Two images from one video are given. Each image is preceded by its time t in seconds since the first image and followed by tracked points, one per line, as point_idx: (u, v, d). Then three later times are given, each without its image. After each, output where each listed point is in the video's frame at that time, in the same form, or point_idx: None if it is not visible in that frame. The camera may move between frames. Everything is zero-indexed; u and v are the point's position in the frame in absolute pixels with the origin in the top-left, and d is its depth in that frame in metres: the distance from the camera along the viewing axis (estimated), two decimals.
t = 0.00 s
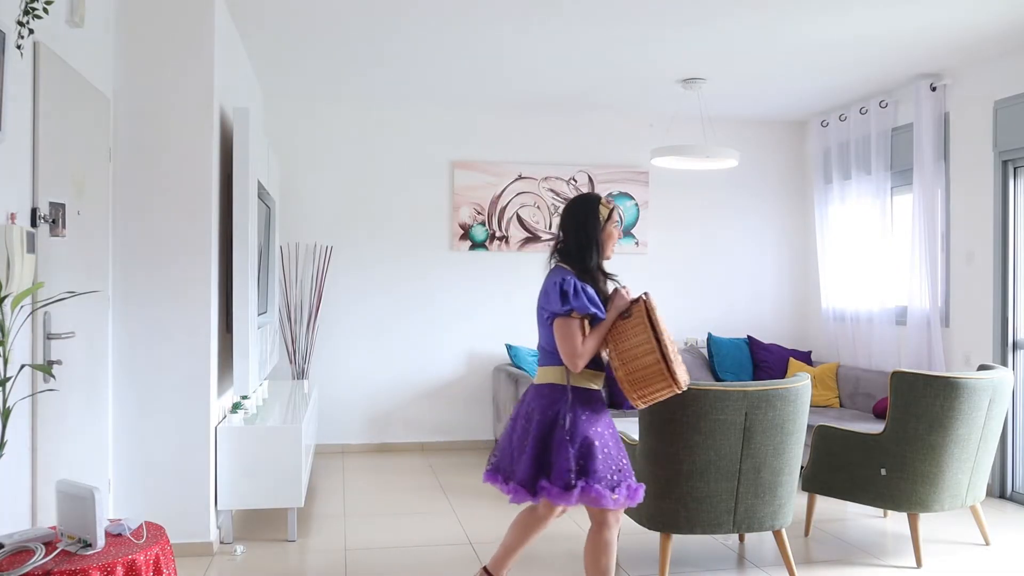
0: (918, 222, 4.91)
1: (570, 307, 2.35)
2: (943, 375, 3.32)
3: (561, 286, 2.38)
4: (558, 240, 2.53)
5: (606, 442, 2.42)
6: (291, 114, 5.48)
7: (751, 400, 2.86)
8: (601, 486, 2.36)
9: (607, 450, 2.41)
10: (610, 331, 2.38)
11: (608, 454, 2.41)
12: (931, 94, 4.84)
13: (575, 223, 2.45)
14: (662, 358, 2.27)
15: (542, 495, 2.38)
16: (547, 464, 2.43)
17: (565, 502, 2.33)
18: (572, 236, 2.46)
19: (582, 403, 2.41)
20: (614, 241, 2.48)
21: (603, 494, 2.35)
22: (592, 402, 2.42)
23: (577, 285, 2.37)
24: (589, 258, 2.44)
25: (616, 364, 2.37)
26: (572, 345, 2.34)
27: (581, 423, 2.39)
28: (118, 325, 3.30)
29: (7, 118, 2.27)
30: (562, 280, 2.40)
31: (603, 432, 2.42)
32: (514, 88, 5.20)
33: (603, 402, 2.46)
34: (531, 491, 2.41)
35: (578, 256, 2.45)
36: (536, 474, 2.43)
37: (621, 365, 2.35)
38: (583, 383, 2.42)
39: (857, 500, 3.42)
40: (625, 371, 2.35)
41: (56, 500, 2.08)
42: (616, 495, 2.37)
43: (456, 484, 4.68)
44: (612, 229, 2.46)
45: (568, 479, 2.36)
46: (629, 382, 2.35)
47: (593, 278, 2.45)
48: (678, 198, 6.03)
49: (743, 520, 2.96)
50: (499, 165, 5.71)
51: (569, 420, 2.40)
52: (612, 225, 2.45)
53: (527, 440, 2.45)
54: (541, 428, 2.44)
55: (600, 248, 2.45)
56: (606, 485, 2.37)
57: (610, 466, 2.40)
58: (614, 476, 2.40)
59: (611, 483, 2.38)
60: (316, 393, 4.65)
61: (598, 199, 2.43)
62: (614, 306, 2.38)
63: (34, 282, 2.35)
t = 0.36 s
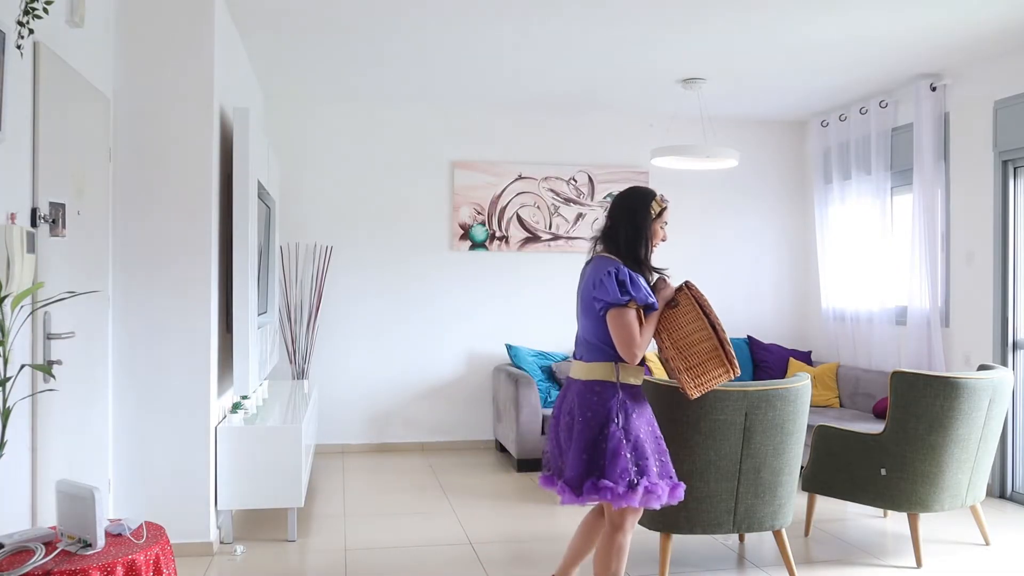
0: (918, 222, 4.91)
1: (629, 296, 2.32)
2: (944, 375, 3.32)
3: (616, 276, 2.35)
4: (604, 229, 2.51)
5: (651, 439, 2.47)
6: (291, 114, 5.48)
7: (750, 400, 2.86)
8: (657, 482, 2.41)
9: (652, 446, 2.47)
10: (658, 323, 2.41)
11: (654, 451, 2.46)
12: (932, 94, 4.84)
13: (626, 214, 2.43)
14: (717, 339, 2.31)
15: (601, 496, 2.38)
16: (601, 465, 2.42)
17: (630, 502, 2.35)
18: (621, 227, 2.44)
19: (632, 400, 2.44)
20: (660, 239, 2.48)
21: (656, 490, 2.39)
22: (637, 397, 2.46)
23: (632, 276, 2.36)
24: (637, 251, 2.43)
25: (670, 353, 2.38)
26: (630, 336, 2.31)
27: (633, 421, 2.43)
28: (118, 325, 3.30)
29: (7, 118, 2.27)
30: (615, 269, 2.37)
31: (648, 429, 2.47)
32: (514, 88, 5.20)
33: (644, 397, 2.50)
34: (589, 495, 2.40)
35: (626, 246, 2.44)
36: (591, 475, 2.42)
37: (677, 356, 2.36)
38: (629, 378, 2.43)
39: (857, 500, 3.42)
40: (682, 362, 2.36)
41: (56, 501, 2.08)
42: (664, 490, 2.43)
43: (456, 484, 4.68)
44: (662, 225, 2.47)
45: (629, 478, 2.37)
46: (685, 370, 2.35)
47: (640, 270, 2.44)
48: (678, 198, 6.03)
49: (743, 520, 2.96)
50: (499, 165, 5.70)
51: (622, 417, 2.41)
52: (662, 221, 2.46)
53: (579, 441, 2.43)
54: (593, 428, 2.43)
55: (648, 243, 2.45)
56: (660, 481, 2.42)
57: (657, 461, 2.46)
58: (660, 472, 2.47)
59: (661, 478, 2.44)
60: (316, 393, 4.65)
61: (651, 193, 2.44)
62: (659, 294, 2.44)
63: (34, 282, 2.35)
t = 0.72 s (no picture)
0: (918, 222, 4.91)
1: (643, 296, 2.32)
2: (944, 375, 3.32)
3: (632, 275, 2.34)
4: (624, 228, 2.52)
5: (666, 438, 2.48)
6: (291, 114, 5.48)
7: (750, 400, 2.86)
8: (669, 481, 2.42)
9: (666, 445, 2.48)
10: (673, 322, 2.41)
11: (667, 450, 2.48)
12: (932, 94, 4.84)
13: (646, 215, 2.44)
14: (732, 338, 2.33)
15: (613, 493, 2.40)
16: (613, 462, 2.45)
17: (641, 500, 2.37)
18: (640, 227, 2.44)
19: (648, 399, 2.45)
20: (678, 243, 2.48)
21: (669, 490, 2.41)
22: (654, 396, 2.47)
23: (648, 276, 2.35)
24: (655, 252, 2.42)
25: (684, 353, 2.38)
26: (644, 336, 2.31)
27: (648, 419, 2.44)
28: (118, 325, 3.30)
29: (7, 118, 2.27)
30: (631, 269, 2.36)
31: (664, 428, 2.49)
32: (514, 88, 5.20)
33: (661, 396, 2.51)
34: (600, 491, 2.42)
35: (644, 247, 2.43)
36: (603, 471, 2.45)
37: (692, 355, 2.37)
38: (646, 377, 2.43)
39: (857, 500, 3.42)
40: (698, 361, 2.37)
41: (56, 501, 2.08)
42: (676, 489, 2.45)
43: (455, 484, 4.68)
44: (681, 229, 2.47)
45: (641, 476, 2.39)
46: (701, 369, 2.37)
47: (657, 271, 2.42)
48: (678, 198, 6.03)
49: (743, 520, 2.96)
50: (499, 165, 5.70)
51: (637, 417, 2.43)
52: (682, 225, 2.46)
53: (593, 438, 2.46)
54: (607, 426, 2.45)
55: (667, 245, 2.44)
56: (672, 480, 2.44)
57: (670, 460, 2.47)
58: (673, 470, 2.48)
59: (673, 477, 2.45)
60: (316, 393, 4.65)
61: (671, 196, 2.43)
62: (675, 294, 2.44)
63: (34, 282, 2.35)
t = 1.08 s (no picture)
0: (918, 223, 4.91)
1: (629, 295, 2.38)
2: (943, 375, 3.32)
3: (621, 273, 2.41)
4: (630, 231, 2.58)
5: (667, 432, 2.48)
6: (291, 114, 5.48)
7: (751, 400, 2.86)
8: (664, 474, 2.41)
9: (666, 438, 2.47)
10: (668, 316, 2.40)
11: (669, 444, 2.47)
12: (932, 94, 4.84)
13: (649, 217, 2.49)
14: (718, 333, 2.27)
15: (605, 483, 2.45)
16: (610, 454, 2.49)
17: (628, 491, 2.38)
18: (642, 229, 2.50)
19: (644, 393, 2.46)
20: (682, 245, 2.50)
21: (667, 482, 2.39)
22: (655, 391, 2.47)
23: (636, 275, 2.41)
24: (653, 254, 2.47)
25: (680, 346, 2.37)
26: (631, 332, 2.37)
27: (642, 412, 2.45)
28: (118, 325, 3.30)
29: (7, 118, 2.27)
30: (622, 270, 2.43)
31: (664, 422, 2.48)
32: (514, 88, 5.19)
33: (664, 391, 2.51)
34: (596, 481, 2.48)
35: (643, 249, 2.49)
36: (599, 463, 2.49)
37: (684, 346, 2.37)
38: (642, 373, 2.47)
39: (857, 500, 3.42)
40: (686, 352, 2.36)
41: (56, 501, 2.08)
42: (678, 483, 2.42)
43: (455, 484, 4.67)
44: (685, 230, 2.48)
45: (631, 468, 2.40)
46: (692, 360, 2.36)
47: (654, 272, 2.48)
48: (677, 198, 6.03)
49: (743, 520, 2.96)
50: (499, 165, 5.70)
51: (631, 409, 2.45)
52: (685, 226, 2.47)
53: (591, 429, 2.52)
54: (604, 418, 2.49)
55: (666, 247, 2.48)
56: (668, 473, 2.42)
57: (669, 454, 2.46)
58: (672, 464, 2.47)
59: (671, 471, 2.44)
60: (316, 393, 4.65)
61: (673, 199, 2.47)
62: (671, 293, 2.46)
63: (34, 282, 2.35)
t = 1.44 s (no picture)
0: (918, 222, 4.91)
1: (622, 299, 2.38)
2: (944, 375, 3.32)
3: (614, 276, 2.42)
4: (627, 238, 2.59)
5: (672, 436, 2.47)
6: (290, 114, 5.48)
7: (751, 400, 2.87)
8: (669, 479, 2.41)
9: (671, 443, 2.47)
10: (670, 322, 2.37)
11: (673, 449, 2.46)
12: (932, 94, 4.84)
13: (642, 220, 2.50)
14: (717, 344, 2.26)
15: (611, 490, 2.45)
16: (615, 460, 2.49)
17: (633, 497, 2.38)
18: (636, 233, 2.52)
19: (648, 398, 2.46)
20: (678, 244, 2.48)
21: (670, 488, 2.39)
22: (659, 395, 2.47)
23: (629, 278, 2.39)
24: (649, 256, 2.48)
25: (676, 354, 2.35)
26: (627, 332, 2.37)
27: (646, 417, 2.45)
28: (119, 325, 3.30)
29: (7, 118, 2.27)
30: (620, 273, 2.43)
31: (669, 427, 2.47)
32: (514, 88, 5.20)
33: (668, 396, 2.50)
34: (601, 488, 2.48)
35: (640, 252, 2.50)
36: (604, 469, 2.50)
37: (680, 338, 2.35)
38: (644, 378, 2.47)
39: (857, 501, 3.42)
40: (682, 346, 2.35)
41: (56, 501, 2.08)
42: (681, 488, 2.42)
43: (455, 484, 4.67)
44: (678, 228, 2.47)
45: (635, 473, 2.40)
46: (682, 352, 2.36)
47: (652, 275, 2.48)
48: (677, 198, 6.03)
49: (743, 520, 2.96)
50: (499, 165, 5.70)
51: (634, 415, 2.45)
52: (678, 224, 2.46)
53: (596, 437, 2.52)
54: (608, 424, 2.50)
55: (661, 248, 2.48)
56: (672, 478, 2.42)
57: (674, 458, 2.46)
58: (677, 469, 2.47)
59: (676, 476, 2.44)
60: (316, 393, 4.65)
61: (664, 201, 2.47)
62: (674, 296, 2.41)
63: (34, 282, 2.35)
